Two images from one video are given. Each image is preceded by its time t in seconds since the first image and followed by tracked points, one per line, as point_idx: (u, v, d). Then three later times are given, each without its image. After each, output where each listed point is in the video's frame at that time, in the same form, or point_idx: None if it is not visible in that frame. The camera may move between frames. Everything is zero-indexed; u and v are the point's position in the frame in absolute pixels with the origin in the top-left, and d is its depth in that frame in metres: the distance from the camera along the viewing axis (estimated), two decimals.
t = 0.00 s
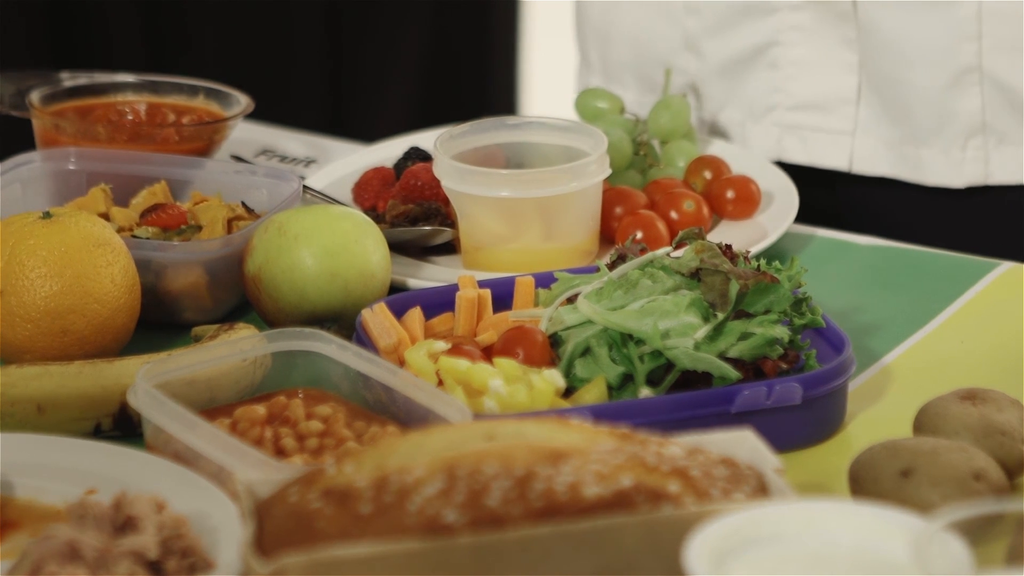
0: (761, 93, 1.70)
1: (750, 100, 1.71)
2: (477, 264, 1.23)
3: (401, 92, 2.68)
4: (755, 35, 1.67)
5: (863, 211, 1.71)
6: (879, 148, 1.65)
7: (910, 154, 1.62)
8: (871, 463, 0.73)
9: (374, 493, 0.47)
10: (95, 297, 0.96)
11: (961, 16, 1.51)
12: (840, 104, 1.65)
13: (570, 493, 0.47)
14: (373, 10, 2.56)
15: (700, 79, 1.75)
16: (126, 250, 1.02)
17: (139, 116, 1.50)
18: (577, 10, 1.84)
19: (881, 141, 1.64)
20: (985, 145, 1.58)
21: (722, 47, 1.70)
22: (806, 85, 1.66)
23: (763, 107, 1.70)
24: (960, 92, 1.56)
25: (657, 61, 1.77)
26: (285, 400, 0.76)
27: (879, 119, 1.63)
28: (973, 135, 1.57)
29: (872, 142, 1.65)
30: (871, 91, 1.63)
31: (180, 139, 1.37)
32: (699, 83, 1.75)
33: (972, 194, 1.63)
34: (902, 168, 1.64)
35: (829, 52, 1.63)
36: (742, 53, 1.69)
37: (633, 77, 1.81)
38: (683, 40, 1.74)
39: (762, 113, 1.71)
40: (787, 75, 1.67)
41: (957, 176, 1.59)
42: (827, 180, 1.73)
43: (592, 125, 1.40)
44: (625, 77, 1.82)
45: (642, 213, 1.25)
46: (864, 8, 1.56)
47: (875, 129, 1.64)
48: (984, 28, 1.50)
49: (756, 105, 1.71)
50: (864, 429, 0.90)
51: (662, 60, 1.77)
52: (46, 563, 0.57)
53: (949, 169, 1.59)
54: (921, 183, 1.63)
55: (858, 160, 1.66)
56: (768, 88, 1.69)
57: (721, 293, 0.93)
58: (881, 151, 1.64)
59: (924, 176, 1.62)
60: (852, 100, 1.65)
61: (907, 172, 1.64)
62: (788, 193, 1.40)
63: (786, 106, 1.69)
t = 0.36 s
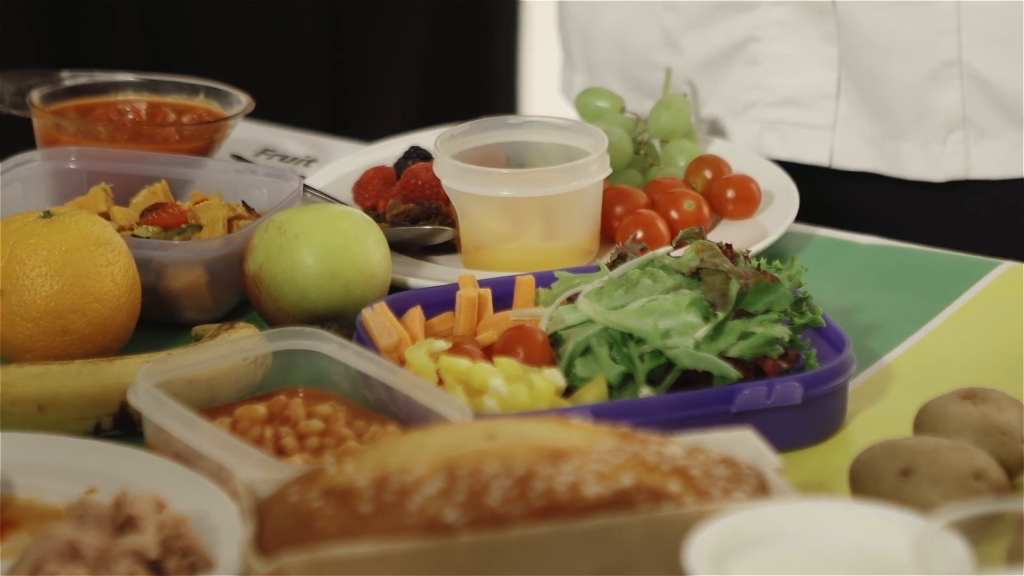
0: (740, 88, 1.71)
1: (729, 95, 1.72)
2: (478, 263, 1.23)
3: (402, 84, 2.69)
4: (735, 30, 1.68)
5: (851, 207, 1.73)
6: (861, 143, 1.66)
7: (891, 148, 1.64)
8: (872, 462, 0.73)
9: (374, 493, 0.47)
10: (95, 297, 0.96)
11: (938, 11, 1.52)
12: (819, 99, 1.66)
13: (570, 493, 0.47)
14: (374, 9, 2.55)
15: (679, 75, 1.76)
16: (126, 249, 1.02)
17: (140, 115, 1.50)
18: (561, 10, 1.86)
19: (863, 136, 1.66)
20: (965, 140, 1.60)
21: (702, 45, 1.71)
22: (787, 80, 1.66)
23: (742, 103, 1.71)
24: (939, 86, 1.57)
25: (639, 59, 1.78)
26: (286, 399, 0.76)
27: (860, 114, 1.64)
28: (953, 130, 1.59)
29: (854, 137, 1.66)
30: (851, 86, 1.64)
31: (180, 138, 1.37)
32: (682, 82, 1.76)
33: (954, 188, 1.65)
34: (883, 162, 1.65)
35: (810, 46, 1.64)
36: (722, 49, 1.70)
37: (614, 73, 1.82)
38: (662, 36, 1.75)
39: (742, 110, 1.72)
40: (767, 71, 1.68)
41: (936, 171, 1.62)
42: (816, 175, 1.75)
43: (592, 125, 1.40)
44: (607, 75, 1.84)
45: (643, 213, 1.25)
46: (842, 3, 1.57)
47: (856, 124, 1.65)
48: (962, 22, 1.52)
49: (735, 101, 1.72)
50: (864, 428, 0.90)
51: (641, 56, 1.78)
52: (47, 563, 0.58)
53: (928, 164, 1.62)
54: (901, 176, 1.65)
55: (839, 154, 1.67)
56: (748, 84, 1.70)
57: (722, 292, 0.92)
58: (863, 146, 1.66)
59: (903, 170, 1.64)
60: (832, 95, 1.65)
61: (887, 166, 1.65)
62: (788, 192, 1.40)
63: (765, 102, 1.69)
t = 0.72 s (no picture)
0: (733, 89, 1.71)
1: (726, 95, 1.72)
2: (476, 264, 1.23)
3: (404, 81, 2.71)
4: (730, 33, 1.68)
5: (848, 209, 1.73)
6: (857, 144, 1.67)
7: (887, 149, 1.64)
8: (868, 462, 0.73)
9: (372, 493, 0.46)
10: (92, 297, 0.96)
11: (934, 11, 1.52)
12: (814, 100, 1.66)
13: (568, 493, 0.47)
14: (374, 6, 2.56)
15: (674, 78, 1.76)
16: (123, 249, 1.02)
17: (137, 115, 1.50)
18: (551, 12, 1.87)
19: (858, 137, 1.66)
20: (961, 140, 1.60)
21: (696, 47, 1.71)
22: (782, 82, 1.67)
23: (736, 106, 1.72)
24: (936, 86, 1.58)
25: (633, 62, 1.79)
26: (283, 400, 0.76)
27: (856, 114, 1.65)
28: (949, 130, 1.60)
29: (850, 138, 1.67)
30: (846, 87, 1.65)
31: (178, 138, 1.37)
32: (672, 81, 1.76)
33: (950, 188, 1.65)
34: (879, 162, 1.66)
35: (805, 47, 1.64)
36: (717, 51, 1.70)
37: (607, 74, 1.83)
38: (658, 39, 1.75)
39: (737, 111, 1.72)
40: (762, 73, 1.68)
41: (934, 171, 1.62)
42: (811, 176, 1.74)
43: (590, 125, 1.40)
44: (599, 76, 1.84)
45: (640, 213, 1.25)
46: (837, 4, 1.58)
47: (852, 124, 1.66)
48: (958, 22, 1.52)
49: (730, 102, 1.72)
50: (861, 428, 0.90)
51: (636, 60, 1.78)
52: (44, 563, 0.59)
53: (924, 165, 1.62)
54: (897, 176, 1.65)
55: (835, 156, 1.68)
56: (743, 85, 1.70)
57: (719, 292, 0.92)
58: (859, 147, 1.66)
59: (899, 170, 1.64)
60: (827, 96, 1.66)
61: (882, 166, 1.66)
62: (785, 192, 1.41)
63: (761, 104, 1.70)
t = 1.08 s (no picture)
0: (758, 90, 1.72)
1: (751, 95, 1.73)
2: (509, 263, 1.23)
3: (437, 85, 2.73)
4: (755, 33, 1.70)
5: (877, 211, 1.72)
6: (880, 145, 1.67)
7: (910, 150, 1.65)
8: (902, 461, 0.73)
9: (407, 491, 0.47)
10: (127, 294, 0.97)
11: (958, 12, 1.53)
12: (839, 101, 1.67)
13: (602, 492, 0.48)
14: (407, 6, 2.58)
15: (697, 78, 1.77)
16: (158, 247, 1.03)
17: (171, 113, 1.52)
18: (579, 13, 1.90)
19: (881, 137, 1.67)
20: (985, 142, 1.60)
21: (720, 47, 1.73)
22: (807, 82, 1.68)
23: (762, 105, 1.73)
24: (960, 87, 1.59)
25: (659, 62, 1.81)
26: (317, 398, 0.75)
27: (879, 114, 1.66)
28: (973, 131, 1.60)
29: (871, 138, 1.67)
30: (870, 87, 1.66)
31: (211, 136, 1.38)
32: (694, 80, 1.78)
33: (975, 190, 1.65)
34: (901, 163, 1.66)
35: (828, 47, 1.65)
36: (742, 50, 1.71)
37: (632, 73, 1.85)
38: (684, 40, 1.77)
39: (761, 111, 1.73)
40: (786, 72, 1.69)
41: (957, 172, 1.62)
42: (837, 176, 1.75)
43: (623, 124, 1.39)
44: (625, 75, 1.87)
45: (674, 213, 1.24)
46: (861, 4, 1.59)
47: (875, 125, 1.67)
48: (983, 22, 1.53)
49: (755, 103, 1.73)
50: (897, 428, 0.89)
51: (661, 60, 1.81)
52: (80, 560, 0.57)
53: (948, 166, 1.63)
54: (921, 178, 1.66)
55: (859, 157, 1.68)
56: (768, 85, 1.71)
57: (753, 292, 0.92)
58: (882, 148, 1.67)
59: (924, 171, 1.65)
60: (851, 97, 1.67)
61: (906, 167, 1.66)
62: (820, 192, 1.39)
63: (785, 104, 1.71)
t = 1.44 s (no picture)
0: (840, 100, 1.76)
1: (833, 100, 1.76)
2: (588, 265, 1.23)
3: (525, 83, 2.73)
4: (832, 44, 1.73)
5: (960, 222, 1.70)
6: (957, 157, 1.68)
7: (988, 164, 1.65)
8: (981, 469, 0.71)
9: (483, 492, 0.47)
10: (206, 293, 0.99)
11: None
12: (918, 112, 1.70)
13: (677, 496, 0.47)
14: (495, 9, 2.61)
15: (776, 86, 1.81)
16: (238, 247, 1.04)
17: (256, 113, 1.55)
18: (664, 22, 1.95)
19: (958, 148, 1.68)
20: None
21: (801, 56, 1.76)
22: (885, 92, 1.71)
23: (843, 114, 1.76)
24: None
25: (740, 69, 1.85)
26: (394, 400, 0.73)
27: (955, 125, 1.67)
28: None
29: (949, 150, 1.69)
30: (948, 97, 1.66)
31: (294, 136, 1.41)
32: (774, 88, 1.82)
33: None
34: (979, 177, 1.67)
35: (906, 58, 1.67)
36: (824, 58, 1.74)
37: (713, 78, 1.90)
38: (763, 48, 1.81)
39: (843, 119, 1.76)
40: (866, 82, 1.72)
41: None
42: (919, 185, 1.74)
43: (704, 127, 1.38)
44: (708, 82, 1.92)
45: (755, 216, 1.23)
46: (937, 11, 1.58)
47: (952, 136, 1.68)
48: None
49: (838, 109, 1.76)
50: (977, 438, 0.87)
51: (744, 66, 1.85)
52: (157, 556, 0.58)
53: None
54: (998, 192, 1.66)
55: (935, 168, 1.71)
56: (849, 94, 1.74)
57: (834, 297, 0.91)
58: (959, 159, 1.68)
59: (1001, 185, 1.64)
60: (930, 108, 1.69)
61: (983, 182, 1.66)
62: (903, 198, 1.36)
63: (864, 114, 1.74)
